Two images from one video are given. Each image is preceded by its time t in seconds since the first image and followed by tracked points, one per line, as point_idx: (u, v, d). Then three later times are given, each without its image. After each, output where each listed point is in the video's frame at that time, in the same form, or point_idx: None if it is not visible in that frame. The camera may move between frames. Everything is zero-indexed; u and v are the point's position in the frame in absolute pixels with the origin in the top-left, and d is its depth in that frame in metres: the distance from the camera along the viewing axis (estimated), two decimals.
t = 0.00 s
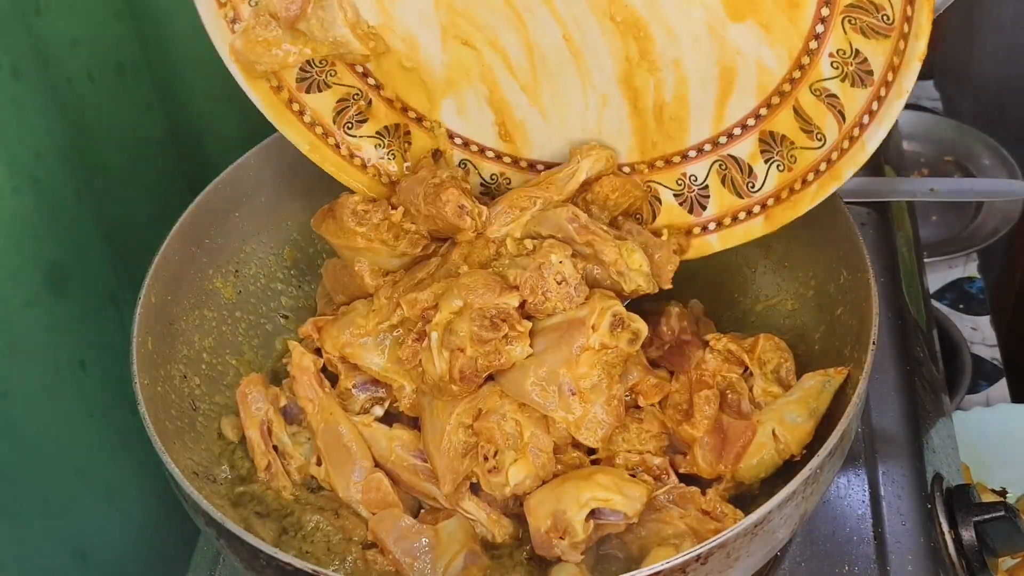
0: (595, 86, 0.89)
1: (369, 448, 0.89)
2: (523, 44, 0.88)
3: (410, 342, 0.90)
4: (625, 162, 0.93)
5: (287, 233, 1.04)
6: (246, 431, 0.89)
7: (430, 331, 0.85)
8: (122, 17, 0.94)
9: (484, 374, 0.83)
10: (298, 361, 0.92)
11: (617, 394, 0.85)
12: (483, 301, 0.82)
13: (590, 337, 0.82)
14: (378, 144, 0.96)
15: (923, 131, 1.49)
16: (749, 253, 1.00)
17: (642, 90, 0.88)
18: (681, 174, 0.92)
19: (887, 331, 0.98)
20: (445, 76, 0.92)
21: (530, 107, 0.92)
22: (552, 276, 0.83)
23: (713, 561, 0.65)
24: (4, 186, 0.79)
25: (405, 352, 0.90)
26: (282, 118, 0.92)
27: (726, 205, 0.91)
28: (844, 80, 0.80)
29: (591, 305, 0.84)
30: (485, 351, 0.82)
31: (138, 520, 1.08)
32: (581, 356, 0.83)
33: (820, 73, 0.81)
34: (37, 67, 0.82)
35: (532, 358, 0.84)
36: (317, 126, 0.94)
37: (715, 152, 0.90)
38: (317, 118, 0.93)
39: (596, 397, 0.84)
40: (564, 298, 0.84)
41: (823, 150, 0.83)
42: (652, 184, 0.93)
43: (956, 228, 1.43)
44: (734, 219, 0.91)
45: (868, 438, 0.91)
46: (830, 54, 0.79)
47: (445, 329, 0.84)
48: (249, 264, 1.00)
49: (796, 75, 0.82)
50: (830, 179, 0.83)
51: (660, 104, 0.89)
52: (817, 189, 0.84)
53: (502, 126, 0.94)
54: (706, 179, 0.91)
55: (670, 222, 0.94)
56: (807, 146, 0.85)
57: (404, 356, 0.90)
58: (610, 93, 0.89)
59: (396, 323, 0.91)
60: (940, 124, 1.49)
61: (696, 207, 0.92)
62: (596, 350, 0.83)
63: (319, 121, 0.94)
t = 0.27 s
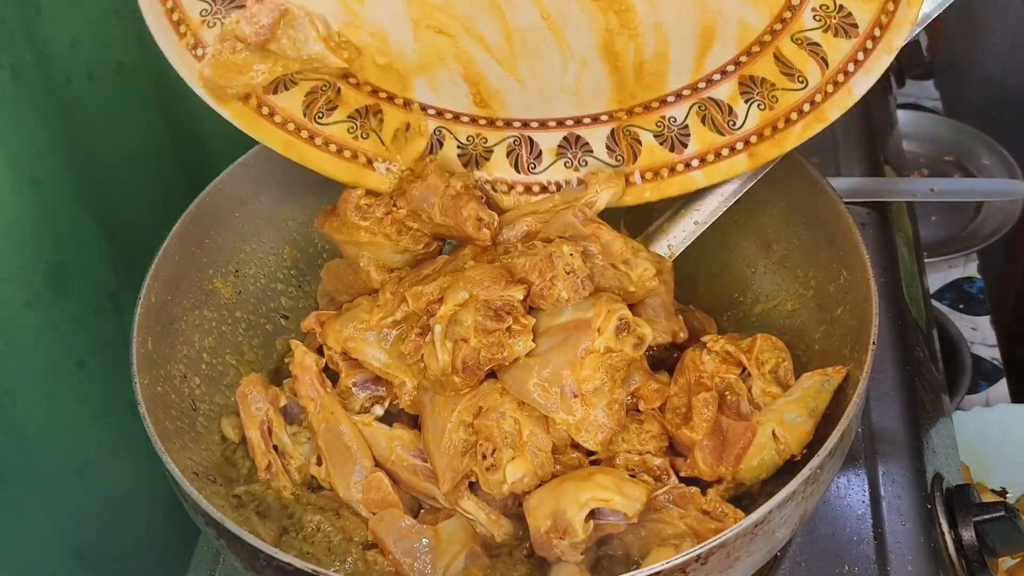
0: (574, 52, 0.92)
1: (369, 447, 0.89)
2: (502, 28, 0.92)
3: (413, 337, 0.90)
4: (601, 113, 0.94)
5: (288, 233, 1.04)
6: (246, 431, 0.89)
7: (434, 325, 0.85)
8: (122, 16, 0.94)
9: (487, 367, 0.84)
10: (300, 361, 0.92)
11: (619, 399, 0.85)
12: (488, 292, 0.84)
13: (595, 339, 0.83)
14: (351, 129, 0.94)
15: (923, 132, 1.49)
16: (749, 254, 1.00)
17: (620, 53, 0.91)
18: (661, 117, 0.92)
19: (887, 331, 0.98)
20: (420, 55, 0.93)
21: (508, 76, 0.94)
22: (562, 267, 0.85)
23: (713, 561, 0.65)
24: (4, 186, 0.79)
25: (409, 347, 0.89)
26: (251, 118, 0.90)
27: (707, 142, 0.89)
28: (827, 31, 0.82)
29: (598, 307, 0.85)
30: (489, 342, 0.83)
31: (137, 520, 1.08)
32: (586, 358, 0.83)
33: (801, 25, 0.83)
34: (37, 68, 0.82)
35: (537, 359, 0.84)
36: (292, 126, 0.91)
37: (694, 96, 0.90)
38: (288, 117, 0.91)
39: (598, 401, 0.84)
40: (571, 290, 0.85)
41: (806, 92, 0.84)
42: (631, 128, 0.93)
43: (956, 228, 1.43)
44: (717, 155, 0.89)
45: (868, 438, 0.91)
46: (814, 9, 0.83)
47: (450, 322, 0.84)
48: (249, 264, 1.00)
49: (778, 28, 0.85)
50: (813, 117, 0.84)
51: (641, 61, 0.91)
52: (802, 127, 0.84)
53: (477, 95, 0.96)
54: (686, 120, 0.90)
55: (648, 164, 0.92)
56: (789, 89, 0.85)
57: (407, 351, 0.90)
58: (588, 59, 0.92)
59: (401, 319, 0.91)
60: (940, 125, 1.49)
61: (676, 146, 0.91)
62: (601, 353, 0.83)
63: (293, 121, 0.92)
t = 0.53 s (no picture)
0: (506, 23, 0.83)
1: (369, 446, 0.90)
2: None
3: (415, 326, 0.90)
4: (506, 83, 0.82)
5: (288, 233, 1.04)
6: (246, 430, 0.89)
7: (436, 314, 0.87)
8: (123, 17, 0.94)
9: (485, 356, 0.85)
10: (302, 360, 0.92)
11: (622, 403, 0.85)
12: (489, 284, 0.86)
13: (603, 343, 0.83)
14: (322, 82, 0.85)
15: (923, 132, 1.49)
16: (749, 254, 1.00)
17: (553, 24, 0.82)
18: (567, 88, 0.81)
19: (888, 331, 0.98)
20: (343, 15, 0.79)
21: (426, 43, 0.82)
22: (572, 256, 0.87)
23: (713, 561, 0.65)
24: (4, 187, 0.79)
25: (409, 336, 0.90)
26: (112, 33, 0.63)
27: (609, 118, 0.78)
28: (762, 20, 0.73)
29: (608, 312, 0.84)
30: (487, 331, 0.84)
31: (137, 519, 1.08)
32: (592, 361, 0.83)
33: (739, 13, 0.74)
34: (38, 68, 0.82)
35: (545, 359, 0.84)
36: (190, 96, 0.69)
37: (607, 70, 0.80)
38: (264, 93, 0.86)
39: (603, 405, 0.83)
40: (583, 283, 0.88)
41: (726, 74, 0.74)
42: (535, 97, 0.81)
43: (956, 229, 1.43)
44: (615, 129, 0.78)
45: (868, 439, 0.91)
46: None
47: (450, 310, 0.86)
48: (249, 264, 1.00)
49: (713, 12, 0.76)
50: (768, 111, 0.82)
51: (568, 36, 0.82)
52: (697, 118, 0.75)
53: (389, 59, 0.81)
54: (593, 93, 0.80)
55: (546, 133, 0.80)
56: (706, 69, 0.75)
57: (408, 340, 0.90)
58: (518, 34, 0.82)
59: (405, 309, 0.92)
60: (940, 125, 1.49)
61: (578, 117, 0.79)
62: (608, 358, 0.83)
63: (189, 90, 0.69)
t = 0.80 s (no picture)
0: (524, 41, 0.83)
1: (370, 446, 0.90)
2: None
3: (415, 326, 0.90)
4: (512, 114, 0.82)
5: (288, 233, 1.04)
6: (246, 430, 0.89)
7: (436, 315, 0.87)
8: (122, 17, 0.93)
9: (485, 357, 0.84)
10: (302, 359, 0.92)
11: (627, 406, 0.85)
12: (490, 285, 0.86)
13: (611, 348, 0.82)
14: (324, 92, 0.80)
15: (923, 132, 1.49)
16: (749, 254, 1.00)
17: (570, 50, 0.83)
18: (568, 128, 0.80)
19: (888, 331, 0.98)
20: (362, 14, 0.79)
21: (440, 53, 0.82)
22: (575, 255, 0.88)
23: (713, 561, 0.66)
24: (5, 187, 0.79)
25: (409, 336, 0.90)
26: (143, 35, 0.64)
27: (609, 160, 0.78)
28: (772, 66, 0.73)
29: (616, 317, 0.84)
30: (487, 332, 0.84)
31: (138, 519, 1.08)
32: (599, 366, 0.83)
33: (749, 56, 0.74)
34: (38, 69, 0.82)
35: (551, 362, 0.84)
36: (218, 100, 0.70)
37: (612, 110, 0.80)
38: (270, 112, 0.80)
39: (609, 408, 0.83)
40: (590, 282, 0.89)
41: (723, 121, 0.74)
42: (535, 134, 0.80)
43: (956, 229, 1.43)
44: (615, 174, 0.77)
45: (868, 439, 0.91)
46: (769, 42, 0.74)
47: (450, 311, 0.86)
48: (249, 264, 1.00)
49: (724, 54, 0.76)
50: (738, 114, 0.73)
51: (581, 63, 0.82)
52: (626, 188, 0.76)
53: (400, 69, 0.81)
54: (591, 134, 0.79)
55: (539, 170, 0.79)
56: (709, 117, 0.75)
57: (408, 340, 0.90)
58: (532, 49, 0.83)
59: (406, 309, 0.92)
60: (940, 125, 1.49)
61: (576, 158, 0.78)
62: (615, 362, 0.83)
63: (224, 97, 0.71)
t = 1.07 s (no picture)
0: None
1: (370, 446, 0.90)
2: None
3: (415, 326, 0.90)
4: (488, 71, 0.85)
5: (288, 233, 1.04)
6: (246, 430, 0.89)
7: (435, 315, 0.87)
8: (122, 17, 0.94)
9: (485, 358, 0.84)
10: (303, 359, 0.92)
11: (633, 411, 0.84)
12: (490, 285, 0.86)
13: (620, 353, 0.83)
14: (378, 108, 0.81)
15: (923, 132, 1.49)
16: (749, 254, 1.00)
17: None
18: (542, 70, 0.85)
19: (888, 331, 0.98)
20: (389, 10, 0.76)
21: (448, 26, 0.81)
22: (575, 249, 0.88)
23: (713, 561, 0.66)
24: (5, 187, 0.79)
25: (409, 335, 0.90)
26: (276, 153, 0.69)
27: (580, 90, 0.85)
28: None
29: (626, 323, 0.84)
30: (487, 332, 0.84)
31: (138, 519, 1.08)
32: (608, 372, 0.83)
33: None
34: (37, 69, 0.82)
35: (561, 366, 0.83)
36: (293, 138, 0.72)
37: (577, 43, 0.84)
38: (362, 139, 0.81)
39: (614, 413, 0.83)
40: (590, 281, 0.89)
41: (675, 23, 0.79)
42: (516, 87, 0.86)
43: (956, 228, 1.43)
44: (591, 101, 0.84)
45: (869, 439, 0.91)
46: None
47: (450, 311, 0.86)
48: (248, 264, 1.00)
49: None
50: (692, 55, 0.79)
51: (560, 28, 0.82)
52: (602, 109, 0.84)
53: (410, 58, 0.80)
54: (562, 71, 0.85)
55: (529, 121, 0.86)
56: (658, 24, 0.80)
57: (407, 339, 0.90)
58: None
59: (405, 309, 0.92)
60: (940, 125, 1.49)
61: (550, 99, 0.86)
62: (624, 368, 0.83)
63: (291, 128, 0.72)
